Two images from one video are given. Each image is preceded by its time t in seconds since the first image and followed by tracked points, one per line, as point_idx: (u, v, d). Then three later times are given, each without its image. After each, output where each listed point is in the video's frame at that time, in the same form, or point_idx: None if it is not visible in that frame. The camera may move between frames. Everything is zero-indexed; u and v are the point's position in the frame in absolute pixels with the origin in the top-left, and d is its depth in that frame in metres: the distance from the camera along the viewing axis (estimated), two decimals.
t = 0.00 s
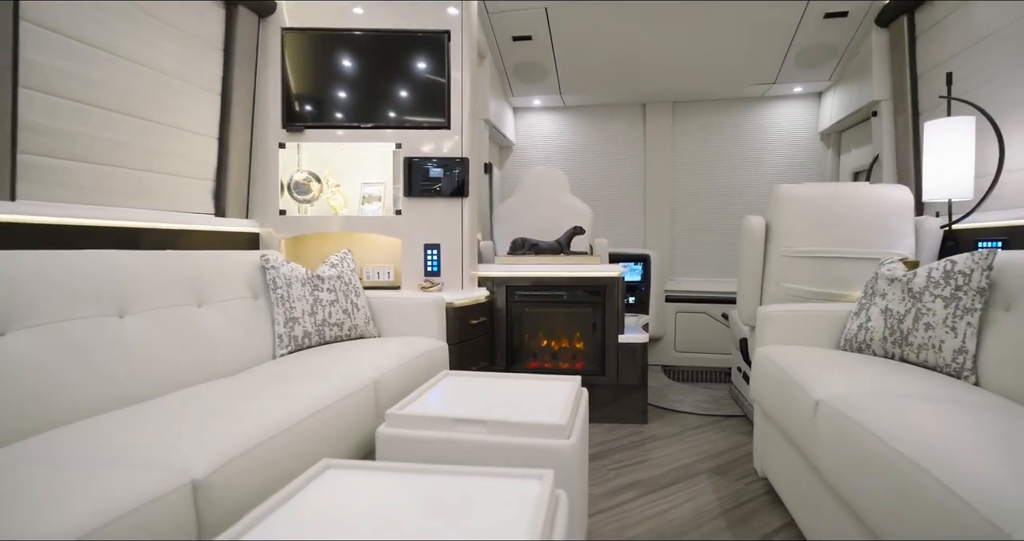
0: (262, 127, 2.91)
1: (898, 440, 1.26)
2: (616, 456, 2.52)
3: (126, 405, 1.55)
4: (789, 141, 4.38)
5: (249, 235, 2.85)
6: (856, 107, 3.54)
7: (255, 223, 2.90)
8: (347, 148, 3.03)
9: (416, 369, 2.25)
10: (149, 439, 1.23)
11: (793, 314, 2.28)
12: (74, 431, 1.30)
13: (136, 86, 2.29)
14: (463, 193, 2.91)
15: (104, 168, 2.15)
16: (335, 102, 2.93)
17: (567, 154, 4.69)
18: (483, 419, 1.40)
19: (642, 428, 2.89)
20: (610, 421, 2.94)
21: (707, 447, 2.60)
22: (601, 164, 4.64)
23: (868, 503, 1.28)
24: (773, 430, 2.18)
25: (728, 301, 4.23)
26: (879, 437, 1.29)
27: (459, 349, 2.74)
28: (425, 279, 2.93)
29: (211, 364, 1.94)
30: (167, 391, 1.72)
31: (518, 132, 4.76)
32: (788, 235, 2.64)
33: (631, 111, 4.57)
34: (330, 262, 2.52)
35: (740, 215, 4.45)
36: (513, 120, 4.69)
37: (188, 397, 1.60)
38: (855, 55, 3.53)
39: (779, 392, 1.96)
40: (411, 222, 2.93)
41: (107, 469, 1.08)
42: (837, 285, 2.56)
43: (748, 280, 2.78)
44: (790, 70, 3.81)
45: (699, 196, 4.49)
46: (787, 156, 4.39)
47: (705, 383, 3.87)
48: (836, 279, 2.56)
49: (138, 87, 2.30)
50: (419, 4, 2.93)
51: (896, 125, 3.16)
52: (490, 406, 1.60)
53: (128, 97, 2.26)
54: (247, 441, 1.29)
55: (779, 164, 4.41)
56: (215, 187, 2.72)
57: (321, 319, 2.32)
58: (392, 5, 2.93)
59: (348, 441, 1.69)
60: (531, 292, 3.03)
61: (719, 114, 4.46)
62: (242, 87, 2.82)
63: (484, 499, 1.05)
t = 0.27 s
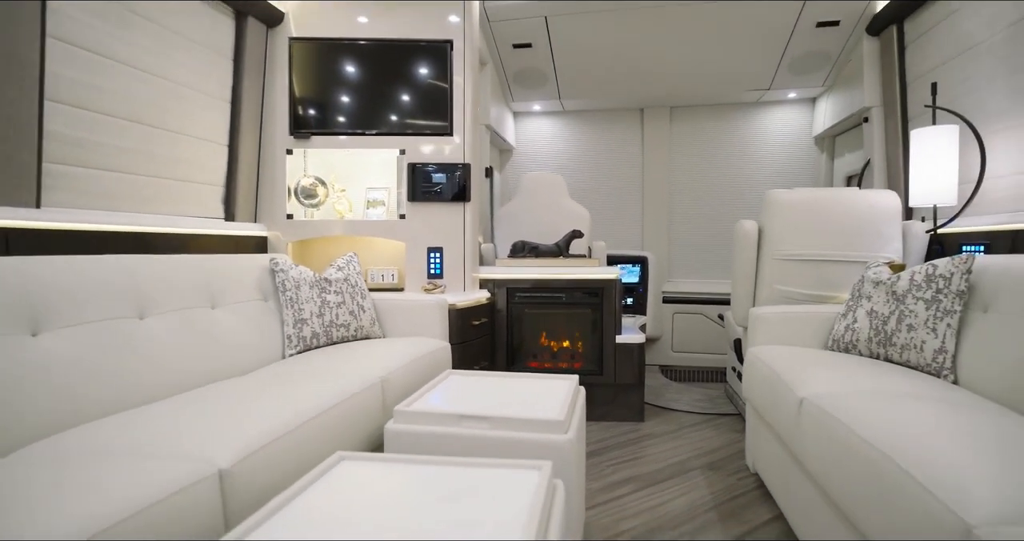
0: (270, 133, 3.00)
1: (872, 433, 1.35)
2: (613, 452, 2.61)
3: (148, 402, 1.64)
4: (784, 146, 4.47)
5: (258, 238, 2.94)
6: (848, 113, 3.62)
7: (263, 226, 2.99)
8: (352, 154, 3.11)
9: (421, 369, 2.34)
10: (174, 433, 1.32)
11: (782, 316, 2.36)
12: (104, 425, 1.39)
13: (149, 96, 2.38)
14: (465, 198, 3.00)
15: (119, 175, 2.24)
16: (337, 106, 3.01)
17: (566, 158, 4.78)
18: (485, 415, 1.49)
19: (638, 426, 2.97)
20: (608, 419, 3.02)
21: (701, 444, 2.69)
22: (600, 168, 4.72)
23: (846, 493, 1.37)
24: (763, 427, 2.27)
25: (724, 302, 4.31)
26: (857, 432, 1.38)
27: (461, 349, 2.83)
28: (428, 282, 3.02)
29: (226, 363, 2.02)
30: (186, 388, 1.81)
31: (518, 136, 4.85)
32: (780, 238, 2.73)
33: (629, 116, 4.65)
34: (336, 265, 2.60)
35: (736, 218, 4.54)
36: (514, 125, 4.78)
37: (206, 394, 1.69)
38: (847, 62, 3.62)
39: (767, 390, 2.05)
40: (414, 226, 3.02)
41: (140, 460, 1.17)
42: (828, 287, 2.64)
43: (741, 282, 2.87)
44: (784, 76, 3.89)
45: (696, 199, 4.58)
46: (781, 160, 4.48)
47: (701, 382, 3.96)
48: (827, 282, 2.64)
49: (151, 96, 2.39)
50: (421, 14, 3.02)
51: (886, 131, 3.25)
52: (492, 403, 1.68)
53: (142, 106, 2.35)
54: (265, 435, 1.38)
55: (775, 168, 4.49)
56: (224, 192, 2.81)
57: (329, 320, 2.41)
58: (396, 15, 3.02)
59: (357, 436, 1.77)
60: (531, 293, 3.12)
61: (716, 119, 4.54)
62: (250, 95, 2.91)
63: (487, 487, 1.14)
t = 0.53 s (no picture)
0: (276, 138, 3.07)
1: (856, 428, 1.42)
2: (610, 449, 2.68)
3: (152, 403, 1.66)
4: (779, 149, 4.54)
5: (263, 240, 3.02)
6: (841, 118, 3.70)
7: (269, 229, 3.06)
8: (355, 159, 3.19)
9: (423, 368, 2.41)
10: (180, 434, 1.35)
11: (774, 316, 2.43)
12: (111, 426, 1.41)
13: (160, 103, 2.45)
14: (465, 201, 3.07)
15: (133, 180, 2.31)
16: (340, 109, 3.09)
17: (565, 160, 4.85)
18: (486, 412, 1.56)
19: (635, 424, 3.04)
20: (605, 417, 3.09)
21: (696, 442, 2.76)
22: (599, 170, 4.79)
23: (839, 497, 1.38)
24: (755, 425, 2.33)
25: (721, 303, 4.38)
26: (842, 429, 1.44)
27: (462, 349, 2.90)
28: (430, 283, 3.09)
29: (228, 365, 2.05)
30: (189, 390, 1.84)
31: (518, 139, 4.92)
32: (773, 241, 2.80)
33: (628, 119, 4.72)
34: (341, 267, 2.67)
35: (733, 220, 4.61)
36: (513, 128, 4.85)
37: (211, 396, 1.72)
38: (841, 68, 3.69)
39: (758, 388, 2.11)
40: (416, 229, 3.10)
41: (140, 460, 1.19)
42: (819, 289, 2.71)
43: (735, 284, 2.94)
44: (779, 81, 3.97)
45: (693, 201, 4.65)
46: (777, 163, 4.55)
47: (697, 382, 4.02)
48: (819, 284, 2.71)
49: (161, 102, 2.45)
50: (423, 22, 3.09)
51: (879, 136, 3.32)
52: (492, 400, 1.75)
53: (154, 113, 2.42)
54: (277, 431, 1.45)
55: (771, 171, 4.56)
56: (231, 196, 2.88)
57: (333, 321, 2.48)
58: (398, 23, 3.09)
59: (362, 433, 1.84)
60: (530, 294, 3.19)
61: (712, 122, 4.61)
62: (257, 101, 2.98)
63: (487, 480, 1.20)
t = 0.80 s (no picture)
0: (281, 143, 3.14)
1: (839, 424, 1.49)
2: (609, 447, 2.74)
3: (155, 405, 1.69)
4: (775, 152, 4.61)
5: (269, 243, 3.09)
6: (836, 122, 3.76)
7: (275, 232, 3.14)
8: (358, 163, 3.26)
9: (426, 367, 2.48)
10: (183, 436, 1.38)
11: (767, 317, 2.50)
12: (116, 428, 1.44)
13: (170, 110, 2.52)
14: (467, 204, 3.14)
15: (143, 186, 2.38)
16: (341, 112, 3.16)
17: (564, 163, 4.92)
18: (487, 409, 1.63)
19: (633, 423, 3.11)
20: (603, 416, 3.16)
21: (692, 439, 2.83)
22: (598, 173, 4.86)
23: (827, 496, 1.43)
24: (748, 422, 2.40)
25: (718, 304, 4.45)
26: (826, 425, 1.51)
27: (463, 348, 2.97)
28: (432, 285, 3.16)
29: (229, 368, 2.08)
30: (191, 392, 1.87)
31: (518, 142, 4.99)
32: (767, 244, 2.87)
33: (626, 123, 4.79)
34: (345, 269, 2.74)
35: (729, 222, 4.67)
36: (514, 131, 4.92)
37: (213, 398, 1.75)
38: (834, 73, 3.76)
39: (750, 388, 2.18)
40: (418, 232, 3.17)
41: (137, 460, 1.23)
42: (813, 291, 2.77)
43: (730, 285, 3.01)
44: (774, 86, 4.04)
45: (691, 203, 4.72)
46: (773, 165, 4.62)
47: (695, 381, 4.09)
48: (812, 285, 2.77)
49: (171, 109, 2.51)
50: (425, 29, 3.16)
51: (871, 140, 3.39)
52: (493, 398, 1.82)
53: (164, 120, 2.49)
54: (288, 427, 1.51)
55: (767, 173, 4.63)
56: (238, 200, 2.95)
57: (339, 322, 2.55)
58: (401, 29, 3.16)
59: (368, 430, 1.91)
60: (530, 295, 3.25)
61: (709, 126, 4.68)
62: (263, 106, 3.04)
63: (488, 473, 1.28)
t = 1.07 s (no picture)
0: (289, 148, 3.23)
1: (824, 419, 1.57)
2: (608, 443, 2.83)
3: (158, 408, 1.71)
4: (771, 155, 4.70)
5: (277, 245, 3.13)
6: (829, 126, 3.85)
7: (283, 235, 3.23)
8: (364, 167, 3.35)
9: (431, 366, 2.56)
10: (186, 437, 1.39)
11: (760, 318, 2.59)
12: (120, 431, 1.46)
13: (185, 118, 2.61)
14: (469, 208, 3.23)
15: (157, 191, 2.47)
16: (345, 116, 3.25)
17: (564, 166, 5.00)
18: (491, 406, 1.71)
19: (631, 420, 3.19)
20: (603, 414, 3.24)
21: (689, 436, 2.91)
22: (597, 176, 4.94)
23: (810, 486, 1.51)
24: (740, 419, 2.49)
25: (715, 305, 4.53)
26: (810, 420, 1.60)
27: (466, 348, 3.06)
28: (435, 286, 3.27)
29: (230, 371, 2.09)
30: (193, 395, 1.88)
31: (518, 146, 5.08)
32: (761, 247, 2.96)
33: (625, 127, 4.88)
34: (352, 271, 2.83)
35: (726, 224, 4.76)
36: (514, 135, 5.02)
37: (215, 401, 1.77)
38: (828, 79, 3.84)
39: (743, 387, 2.26)
40: (422, 235, 3.27)
41: (138, 460, 1.24)
42: (806, 293, 2.85)
43: (725, 286, 3.10)
44: (770, 91, 4.12)
45: (688, 206, 4.80)
46: (769, 169, 4.70)
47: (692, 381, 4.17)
48: (805, 287, 2.85)
49: (184, 117, 2.60)
50: (429, 37, 3.24)
51: (864, 145, 3.47)
52: (496, 396, 1.90)
53: (179, 128, 2.58)
54: (304, 422, 1.60)
55: (763, 176, 4.71)
56: (247, 203, 3.05)
57: (346, 323, 2.64)
58: (404, 38, 3.24)
59: (377, 427, 2.00)
60: (531, 296, 3.33)
61: (707, 129, 4.77)
62: (271, 113, 3.13)
63: (492, 465, 1.35)
